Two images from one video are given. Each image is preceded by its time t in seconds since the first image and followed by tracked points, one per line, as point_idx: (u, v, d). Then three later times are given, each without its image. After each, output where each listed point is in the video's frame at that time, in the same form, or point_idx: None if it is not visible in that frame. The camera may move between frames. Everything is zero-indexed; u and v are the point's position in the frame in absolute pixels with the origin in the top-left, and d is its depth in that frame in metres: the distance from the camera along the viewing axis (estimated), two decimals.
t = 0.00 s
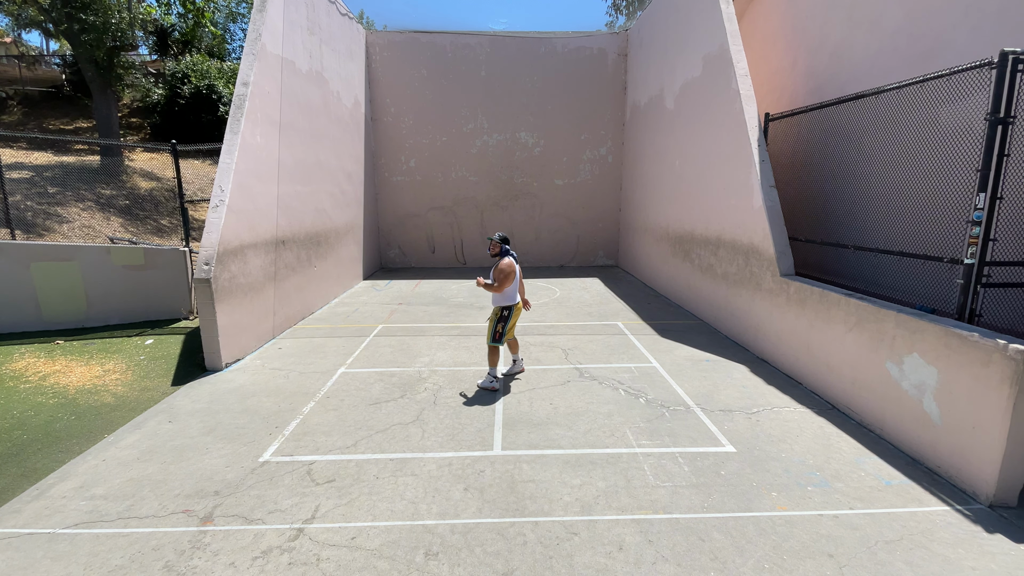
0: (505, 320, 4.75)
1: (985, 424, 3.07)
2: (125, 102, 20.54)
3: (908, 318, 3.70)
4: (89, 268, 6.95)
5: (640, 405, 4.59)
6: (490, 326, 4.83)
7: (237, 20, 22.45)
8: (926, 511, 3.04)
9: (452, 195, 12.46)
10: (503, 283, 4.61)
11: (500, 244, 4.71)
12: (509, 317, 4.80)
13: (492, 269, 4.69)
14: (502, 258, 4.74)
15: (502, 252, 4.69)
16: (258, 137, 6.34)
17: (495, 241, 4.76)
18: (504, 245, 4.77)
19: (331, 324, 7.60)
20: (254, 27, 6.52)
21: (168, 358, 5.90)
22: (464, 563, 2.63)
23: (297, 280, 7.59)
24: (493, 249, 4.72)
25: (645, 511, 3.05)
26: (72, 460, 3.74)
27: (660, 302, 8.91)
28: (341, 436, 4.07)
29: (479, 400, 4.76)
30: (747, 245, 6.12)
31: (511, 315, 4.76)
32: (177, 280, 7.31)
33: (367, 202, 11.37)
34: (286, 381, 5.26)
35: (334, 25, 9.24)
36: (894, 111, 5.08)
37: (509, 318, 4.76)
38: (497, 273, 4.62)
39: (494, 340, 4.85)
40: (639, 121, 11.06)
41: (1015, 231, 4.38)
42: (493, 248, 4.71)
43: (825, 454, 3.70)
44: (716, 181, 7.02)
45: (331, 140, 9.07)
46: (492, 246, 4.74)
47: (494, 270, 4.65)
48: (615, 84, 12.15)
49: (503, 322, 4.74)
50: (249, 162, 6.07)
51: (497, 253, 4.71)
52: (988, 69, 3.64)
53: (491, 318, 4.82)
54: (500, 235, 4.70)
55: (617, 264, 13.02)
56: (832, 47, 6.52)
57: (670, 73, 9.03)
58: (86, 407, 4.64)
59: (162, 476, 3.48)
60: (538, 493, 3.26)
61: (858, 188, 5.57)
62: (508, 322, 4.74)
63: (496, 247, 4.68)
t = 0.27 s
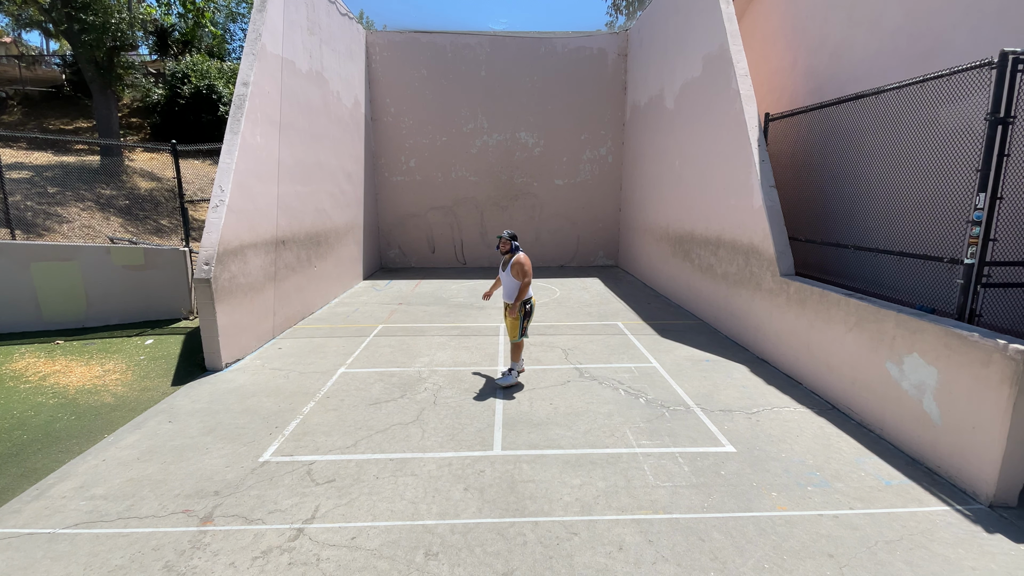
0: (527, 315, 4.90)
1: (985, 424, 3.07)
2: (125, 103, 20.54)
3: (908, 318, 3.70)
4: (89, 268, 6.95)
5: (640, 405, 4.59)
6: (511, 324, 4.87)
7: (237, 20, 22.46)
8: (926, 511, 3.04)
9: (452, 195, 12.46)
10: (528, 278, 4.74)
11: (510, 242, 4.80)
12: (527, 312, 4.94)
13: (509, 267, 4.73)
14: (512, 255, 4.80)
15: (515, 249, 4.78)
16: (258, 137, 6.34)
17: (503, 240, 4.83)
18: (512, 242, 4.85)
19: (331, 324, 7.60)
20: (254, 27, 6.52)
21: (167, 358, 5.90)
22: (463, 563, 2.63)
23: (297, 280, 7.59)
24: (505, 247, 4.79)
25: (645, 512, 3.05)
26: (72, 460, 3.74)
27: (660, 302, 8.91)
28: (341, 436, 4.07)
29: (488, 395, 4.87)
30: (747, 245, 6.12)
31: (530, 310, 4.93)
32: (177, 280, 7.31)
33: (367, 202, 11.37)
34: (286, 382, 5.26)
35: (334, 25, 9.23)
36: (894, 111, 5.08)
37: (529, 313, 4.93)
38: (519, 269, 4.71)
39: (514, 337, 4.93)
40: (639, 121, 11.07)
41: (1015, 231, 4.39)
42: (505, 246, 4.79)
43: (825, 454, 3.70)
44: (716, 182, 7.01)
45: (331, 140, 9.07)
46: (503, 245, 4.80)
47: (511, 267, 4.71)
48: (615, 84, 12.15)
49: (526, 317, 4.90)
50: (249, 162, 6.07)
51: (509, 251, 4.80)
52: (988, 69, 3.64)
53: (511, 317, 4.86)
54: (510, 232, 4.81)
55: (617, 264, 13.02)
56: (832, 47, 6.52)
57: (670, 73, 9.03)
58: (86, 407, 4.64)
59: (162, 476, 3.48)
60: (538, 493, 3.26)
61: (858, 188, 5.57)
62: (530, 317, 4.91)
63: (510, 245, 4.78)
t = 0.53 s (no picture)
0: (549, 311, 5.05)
1: (985, 424, 3.07)
2: (125, 103, 20.54)
3: (908, 318, 3.70)
4: (89, 268, 6.95)
5: (640, 405, 4.59)
6: (535, 323, 4.93)
7: (237, 20, 22.47)
8: (926, 511, 3.04)
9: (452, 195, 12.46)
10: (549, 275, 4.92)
11: (525, 242, 4.81)
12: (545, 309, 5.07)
13: (531, 267, 4.79)
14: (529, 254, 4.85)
15: (531, 249, 4.84)
16: (258, 137, 6.34)
17: (517, 240, 4.81)
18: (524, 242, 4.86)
19: (331, 324, 7.60)
20: (254, 27, 6.52)
21: (167, 358, 5.90)
22: (464, 563, 2.63)
23: (297, 280, 7.59)
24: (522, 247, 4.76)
25: (645, 511, 3.05)
26: (72, 460, 3.73)
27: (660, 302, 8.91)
28: (341, 436, 4.07)
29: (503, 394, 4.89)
30: (747, 245, 6.12)
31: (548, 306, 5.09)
32: (177, 280, 7.31)
33: (367, 202, 11.36)
34: (286, 382, 5.26)
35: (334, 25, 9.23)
36: (894, 111, 5.07)
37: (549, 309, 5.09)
38: (540, 268, 4.84)
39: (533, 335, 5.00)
40: (639, 121, 11.07)
41: (1015, 231, 4.38)
42: (521, 246, 4.78)
43: (825, 454, 3.70)
44: (716, 182, 7.01)
45: (331, 141, 9.06)
46: (518, 245, 4.77)
47: (533, 267, 4.80)
48: (615, 84, 12.15)
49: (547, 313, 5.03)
50: (249, 162, 6.07)
51: (526, 250, 4.81)
52: (989, 69, 3.64)
53: (535, 316, 4.92)
54: (524, 231, 4.80)
55: (617, 265, 13.02)
56: (832, 47, 6.52)
57: (670, 73, 9.04)
58: (86, 407, 4.64)
59: (162, 476, 3.48)
60: (538, 493, 3.26)
61: (858, 187, 5.56)
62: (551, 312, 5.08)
63: (529, 244, 4.78)
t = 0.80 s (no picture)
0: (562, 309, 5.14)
1: (985, 424, 3.07)
2: (125, 103, 20.55)
3: (908, 318, 3.70)
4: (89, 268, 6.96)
5: (640, 405, 4.59)
6: (556, 323, 4.96)
7: (238, 20, 22.48)
8: (926, 511, 3.04)
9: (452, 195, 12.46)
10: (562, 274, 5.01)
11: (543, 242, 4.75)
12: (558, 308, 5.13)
13: (552, 267, 4.81)
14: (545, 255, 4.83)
15: (547, 249, 4.82)
16: (258, 137, 6.34)
17: (534, 241, 4.72)
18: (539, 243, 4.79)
19: (331, 324, 7.60)
20: (254, 27, 6.51)
21: (167, 358, 5.90)
22: (463, 563, 2.63)
23: (297, 280, 7.59)
24: (544, 248, 4.72)
25: (645, 511, 3.05)
26: (72, 460, 3.73)
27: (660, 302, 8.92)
28: (341, 436, 4.07)
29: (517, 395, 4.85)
30: (747, 245, 6.12)
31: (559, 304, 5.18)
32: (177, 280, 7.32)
33: (367, 202, 11.37)
34: (286, 382, 5.26)
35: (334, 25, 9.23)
36: (894, 111, 5.07)
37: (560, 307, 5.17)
38: (558, 268, 4.89)
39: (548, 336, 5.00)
40: (639, 120, 11.07)
41: (1015, 231, 4.38)
42: (541, 247, 4.71)
43: (825, 454, 3.70)
44: (716, 182, 7.02)
45: (331, 140, 9.06)
46: (538, 246, 4.70)
47: (554, 267, 4.83)
48: (615, 84, 12.14)
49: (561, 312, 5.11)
50: (249, 163, 6.07)
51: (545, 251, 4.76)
52: (989, 69, 3.63)
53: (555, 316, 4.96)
54: (542, 232, 4.73)
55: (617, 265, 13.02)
56: (832, 47, 6.52)
57: (670, 73, 9.04)
58: (86, 407, 4.64)
59: (162, 476, 3.48)
60: (538, 493, 3.26)
61: (858, 188, 5.56)
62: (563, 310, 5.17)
63: (548, 245, 4.77)
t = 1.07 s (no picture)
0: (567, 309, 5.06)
1: (985, 424, 3.07)
2: (125, 103, 20.55)
3: (908, 318, 3.70)
4: (89, 268, 6.96)
5: (640, 405, 4.59)
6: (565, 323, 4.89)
7: (238, 20, 22.48)
8: (926, 510, 3.04)
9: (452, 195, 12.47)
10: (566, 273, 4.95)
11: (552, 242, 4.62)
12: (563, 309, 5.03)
13: (562, 267, 4.72)
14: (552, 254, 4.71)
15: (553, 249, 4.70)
16: (258, 137, 6.34)
17: (544, 241, 4.57)
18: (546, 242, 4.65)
19: (331, 324, 7.60)
20: (254, 27, 6.52)
21: (167, 358, 5.90)
22: (463, 563, 2.63)
23: (297, 280, 7.59)
24: (555, 247, 4.61)
25: (645, 511, 3.05)
26: (72, 460, 3.74)
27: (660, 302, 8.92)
28: (341, 436, 4.07)
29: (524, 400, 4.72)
30: (747, 245, 6.12)
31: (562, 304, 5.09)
32: (177, 280, 7.32)
33: (367, 202, 11.37)
34: (286, 382, 5.26)
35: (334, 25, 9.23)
36: (895, 111, 5.07)
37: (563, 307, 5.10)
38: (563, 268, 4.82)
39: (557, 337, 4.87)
40: (639, 120, 11.07)
41: (1015, 231, 4.38)
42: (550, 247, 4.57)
43: (825, 454, 3.70)
44: (716, 182, 7.02)
45: (332, 140, 9.07)
46: (548, 246, 4.56)
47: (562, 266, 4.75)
48: (615, 84, 12.15)
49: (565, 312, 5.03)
50: (249, 162, 6.07)
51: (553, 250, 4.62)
52: (988, 69, 3.63)
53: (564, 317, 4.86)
54: (549, 232, 4.61)
55: (617, 265, 13.03)
56: (832, 47, 6.52)
57: (670, 73, 9.04)
58: (86, 407, 4.64)
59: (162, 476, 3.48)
60: (538, 493, 3.26)
61: (858, 188, 5.57)
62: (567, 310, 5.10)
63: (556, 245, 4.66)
